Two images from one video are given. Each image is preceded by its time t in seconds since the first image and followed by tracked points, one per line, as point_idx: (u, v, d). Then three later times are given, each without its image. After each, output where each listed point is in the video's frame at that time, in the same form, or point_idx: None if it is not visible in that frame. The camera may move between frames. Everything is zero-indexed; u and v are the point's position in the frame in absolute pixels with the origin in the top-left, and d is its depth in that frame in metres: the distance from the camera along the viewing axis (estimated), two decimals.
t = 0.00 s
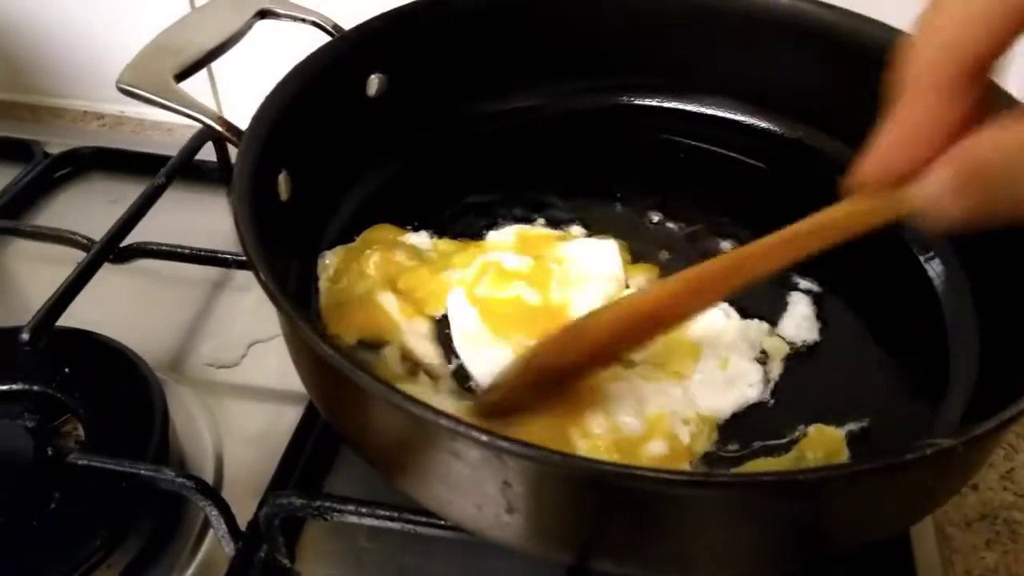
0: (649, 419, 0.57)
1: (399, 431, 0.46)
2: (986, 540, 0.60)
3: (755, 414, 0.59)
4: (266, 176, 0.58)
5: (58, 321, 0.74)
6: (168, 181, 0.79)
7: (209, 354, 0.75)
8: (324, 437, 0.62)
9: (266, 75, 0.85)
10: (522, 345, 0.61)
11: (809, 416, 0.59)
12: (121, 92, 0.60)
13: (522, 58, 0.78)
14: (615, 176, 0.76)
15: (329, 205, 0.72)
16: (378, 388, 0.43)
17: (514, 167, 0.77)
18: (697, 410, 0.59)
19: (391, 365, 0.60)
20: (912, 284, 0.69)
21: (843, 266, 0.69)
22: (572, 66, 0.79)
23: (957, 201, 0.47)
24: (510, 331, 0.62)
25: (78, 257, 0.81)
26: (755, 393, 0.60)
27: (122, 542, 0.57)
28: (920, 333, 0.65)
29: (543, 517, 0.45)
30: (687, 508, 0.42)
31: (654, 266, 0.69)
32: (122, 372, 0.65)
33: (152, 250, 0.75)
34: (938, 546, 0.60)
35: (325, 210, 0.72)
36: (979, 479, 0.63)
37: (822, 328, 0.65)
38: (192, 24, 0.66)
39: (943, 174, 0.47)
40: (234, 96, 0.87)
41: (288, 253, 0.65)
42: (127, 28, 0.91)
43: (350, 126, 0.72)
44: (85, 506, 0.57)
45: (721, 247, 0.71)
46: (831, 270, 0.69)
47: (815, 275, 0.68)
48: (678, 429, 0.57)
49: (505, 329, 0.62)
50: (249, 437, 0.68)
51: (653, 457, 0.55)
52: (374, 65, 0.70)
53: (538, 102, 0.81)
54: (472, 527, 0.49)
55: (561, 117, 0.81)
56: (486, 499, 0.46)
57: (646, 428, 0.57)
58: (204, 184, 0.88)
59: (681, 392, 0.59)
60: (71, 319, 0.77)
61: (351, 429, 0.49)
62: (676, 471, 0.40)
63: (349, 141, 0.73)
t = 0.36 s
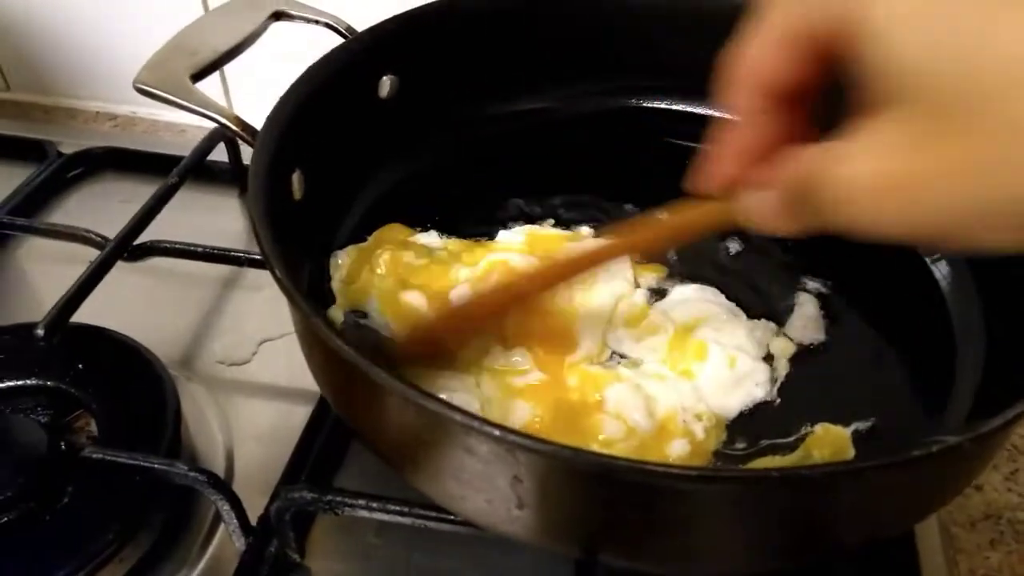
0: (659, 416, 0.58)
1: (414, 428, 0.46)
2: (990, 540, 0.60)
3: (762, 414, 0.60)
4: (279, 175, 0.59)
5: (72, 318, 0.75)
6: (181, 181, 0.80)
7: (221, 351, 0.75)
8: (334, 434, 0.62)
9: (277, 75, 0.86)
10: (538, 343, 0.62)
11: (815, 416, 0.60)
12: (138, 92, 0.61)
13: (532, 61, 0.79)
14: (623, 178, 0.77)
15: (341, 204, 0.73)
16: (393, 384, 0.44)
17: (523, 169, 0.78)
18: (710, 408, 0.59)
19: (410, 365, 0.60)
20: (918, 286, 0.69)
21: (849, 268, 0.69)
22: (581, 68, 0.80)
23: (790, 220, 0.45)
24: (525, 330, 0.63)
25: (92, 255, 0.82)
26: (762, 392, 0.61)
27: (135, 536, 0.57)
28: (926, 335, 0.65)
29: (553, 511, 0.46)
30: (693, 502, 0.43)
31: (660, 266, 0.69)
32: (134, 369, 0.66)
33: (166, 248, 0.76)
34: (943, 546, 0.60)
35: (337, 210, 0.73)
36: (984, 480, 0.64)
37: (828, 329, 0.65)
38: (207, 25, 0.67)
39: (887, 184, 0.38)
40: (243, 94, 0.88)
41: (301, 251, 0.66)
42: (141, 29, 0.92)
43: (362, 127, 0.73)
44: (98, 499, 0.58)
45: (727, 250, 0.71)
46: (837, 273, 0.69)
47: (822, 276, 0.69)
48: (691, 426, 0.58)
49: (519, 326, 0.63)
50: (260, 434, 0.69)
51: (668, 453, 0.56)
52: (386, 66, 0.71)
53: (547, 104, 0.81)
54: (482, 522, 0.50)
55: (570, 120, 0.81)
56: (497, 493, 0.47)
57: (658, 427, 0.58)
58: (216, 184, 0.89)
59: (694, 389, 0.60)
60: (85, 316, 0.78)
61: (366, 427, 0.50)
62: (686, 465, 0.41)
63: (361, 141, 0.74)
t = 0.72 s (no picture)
0: (650, 417, 0.58)
1: (400, 424, 0.46)
2: (971, 537, 0.61)
3: (745, 412, 0.60)
4: (265, 176, 0.59)
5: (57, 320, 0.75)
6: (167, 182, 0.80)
7: (207, 352, 0.75)
8: (319, 434, 0.63)
9: (264, 77, 0.86)
10: (523, 343, 0.62)
11: (798, 414, 0.60)
12: (124, 93, 0.61)
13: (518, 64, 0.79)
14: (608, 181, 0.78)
15: (327, 206, 0.73)
16: (376, 378, 0.44)
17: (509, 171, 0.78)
18: (698, 408, 0.60)
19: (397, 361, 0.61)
20: (900, 286, 0.70)
21: (831, 269, 0.70)
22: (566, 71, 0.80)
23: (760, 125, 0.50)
24: (512, 329, 0.63)
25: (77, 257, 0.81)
26: (745, 390, 0.61)
27: (120, 537, 0.57)
28: (907, 334, 0.66)
29: (536, 507, 0.46)
30: (676, 499, 0.43)
31: (645, 267, 0.70)
32: (119, 370, 0.65)
33: (152, 249, 0.76)
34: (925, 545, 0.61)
35: (323, 211, 0.73)
36: (964, 479, 0.64)
37: (810, 329, 0.66)
38: (193, 27, 0.67)
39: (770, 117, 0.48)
40: (229, 95, 0.88)
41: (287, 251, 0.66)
42: (127, 31, 0.92)
43: (348, 128, 0.73)
44: (82, 500, 0.58)
45: (711, 249, 0.72)
46: (820, 273, 0.70)
47: (805, 277, 0.70)
48: (682, 427, 0.58)
49: (505, 326, 0.63)
50: (247, 434, 0.69)
51: (663, 454, 0.56)
52: (372, 68, 0.71)
53: (533, 107, 0.82)
54: (467, 520, 0.50)
55: (555, 123, 0.82)
56: (481, 490, 0.47)
57: (651, 427, 0.58)
58: (202, 186, 0.89)
59: (683, 389, 0.60)
60: (69, 317, 0.78)
61: (350, 425, 0.50)
62: (666, 459, 0.41)
63: (347, 143, 0.74)
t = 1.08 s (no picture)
0: (651, 425, 0.58)
1: (401, 431, 0.46)
2: (968, 544, 0.61)
3: (743, 420, 0.60)
4: (265, 184, 0.59)
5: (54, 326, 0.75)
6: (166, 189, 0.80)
7: (205, 360, 0.75)
8: (318, 441, 0.63)
9: (263, 84, 0.86)
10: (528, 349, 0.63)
11: (796, 421, 0.60)
12: (124, 101, 0.62)
13: (516, 72, 0.79)
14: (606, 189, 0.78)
15: (326, 213, 0.73)
16: (378, 387, 0.44)
17: (507, 179, 0.79)
18: (699, 416, 0.60)
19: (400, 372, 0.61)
20: (896, 294, 0.70)
21: (828, 278, 0.70)
22: (565, 80, 0.81)
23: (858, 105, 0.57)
24: (512, 336, 0.63)
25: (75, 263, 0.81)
26: (744, 397, 0.61)
27: (117, 544, 0.57)
28: (904, 342, 0.66)
29: (536, 514, 0.46)
30: (677, 506, 0.43)
31: (642, 275, 0.70)
32: (117, 377, 0.65)
33: (150, 256, 0.76)
34: (923, 550, 0.61)
35: (322, 219, 0.73)
36: (962, 485, 0.64)
37: (807, 336, 0.66)
38: (193, 35, 0.67)
39: (876, 96, 0.56)
40: (228, 102, 0.88)
41: (286, 259, 0.66)
42: (127, 39, 0.92)
43: (348, 137, 0.73)
44: (80, 507, 0.57)
45: (708, 258, 0.72)
46: (818, 281, 0.70)
47: (802, 284, 0.70)
48: (684, 436, 0.58)
49: (506, 333, 0.63)
50: (244, 442, 0.69)
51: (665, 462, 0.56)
52: (371, 77, 0.71)
53: (532, 116, 0.82)
54: (466, 528, 0.50)
55: (554, 131, 0.82)
56: (481, 498, 0.47)
57: (652, 436, 0.58)
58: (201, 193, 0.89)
59: (685, 396, 0.60)
60: (67, 324, 0.78)
61: (351, 433, 0.50)
62: (666, 467, 0.41)
63: (346, 151, 0.74)
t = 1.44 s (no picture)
0: (651, 433, 0.58)
1: (402, 441, 0.46)
2: (970, 548, 0.61)
3: (745, 425, 0.61)
4: (265, 191, 0.59)
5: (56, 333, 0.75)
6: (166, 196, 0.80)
7: (206, 366, 0.75)
8: (319, 448, 0.63)
9: (263, 90, 0.86)
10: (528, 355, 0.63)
11: (797, 426, 0.61)
12: (123, 109, 0.62)
13: (515, 77, 0.79)
14: (606, 193, 0.78)
15: (326, 220, 0.73)
16: (379, 397, 0.44)
17: (507, 184, 0.79)
18: (699, 423, 0.60)
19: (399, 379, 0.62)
20: (897, 298, 0.70)
21: (828, 281, 0.70)
22: (564, 84, 0.81)
23: (856, 220, 0.48)
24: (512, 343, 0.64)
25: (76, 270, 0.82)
26: (745, 403, 0.61)
27: (119, 552, 0.57)
28: (905, 346, 0.66)
29: (538, 523, 0.46)
30: (679, 514, 0.43)
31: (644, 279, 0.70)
32: (118, 385, 0.65)
33: (151, 263, 0.76)
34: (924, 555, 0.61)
35: (322, 226, 0.73)
36: (964, 489, 0.64)
37: (808, 341, 0.66)
38: (192, 43, 0.67)
39: (869, 209, 0.47)
40: (228, 107, 0.88)
41: (286, 265, 0.66)
42: (126, 45, 0.92)
43: (347, 142, 0.74)
44: (81, 517, 0.57)
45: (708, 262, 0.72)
46: (818, 285, 0.70)
47: (803, 288, 0.70)
48: (685, 444, 0.58)
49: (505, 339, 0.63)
50: (245, 448, 0.69)
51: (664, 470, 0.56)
52: (370, 82, 0.71)
53: (531, 120, 0.82)
54: (469, 536, 0.50)
55: (553, 136, 0.82)
56: (482, 506, 0.47)
57: (653, 444, 0.58)
58: (201, 200, 0.89)
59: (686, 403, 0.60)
60: (68, 331, 0.78)
61: (352, 441, 0.50)
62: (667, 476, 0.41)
63: (346, 157, 0.74)
